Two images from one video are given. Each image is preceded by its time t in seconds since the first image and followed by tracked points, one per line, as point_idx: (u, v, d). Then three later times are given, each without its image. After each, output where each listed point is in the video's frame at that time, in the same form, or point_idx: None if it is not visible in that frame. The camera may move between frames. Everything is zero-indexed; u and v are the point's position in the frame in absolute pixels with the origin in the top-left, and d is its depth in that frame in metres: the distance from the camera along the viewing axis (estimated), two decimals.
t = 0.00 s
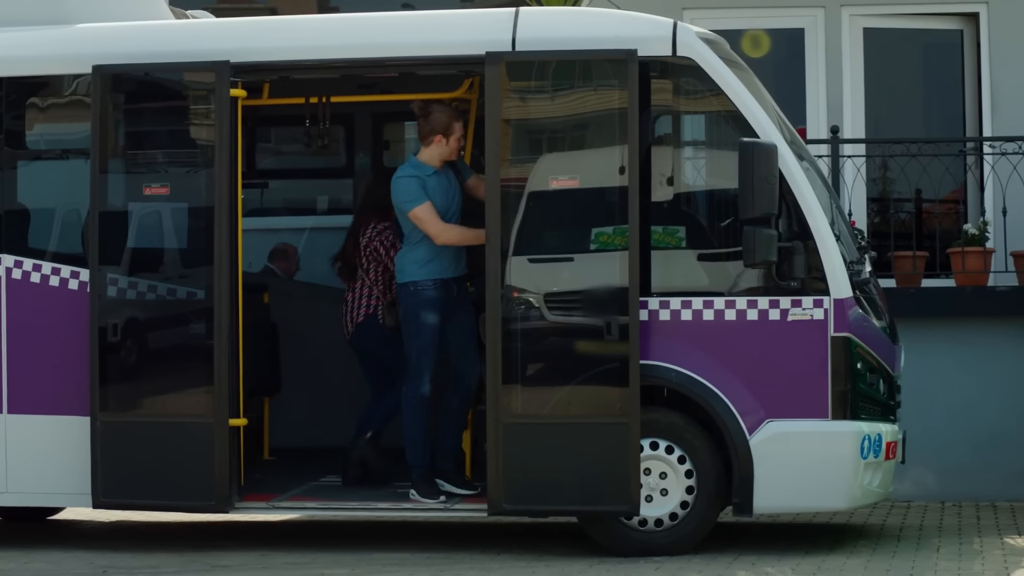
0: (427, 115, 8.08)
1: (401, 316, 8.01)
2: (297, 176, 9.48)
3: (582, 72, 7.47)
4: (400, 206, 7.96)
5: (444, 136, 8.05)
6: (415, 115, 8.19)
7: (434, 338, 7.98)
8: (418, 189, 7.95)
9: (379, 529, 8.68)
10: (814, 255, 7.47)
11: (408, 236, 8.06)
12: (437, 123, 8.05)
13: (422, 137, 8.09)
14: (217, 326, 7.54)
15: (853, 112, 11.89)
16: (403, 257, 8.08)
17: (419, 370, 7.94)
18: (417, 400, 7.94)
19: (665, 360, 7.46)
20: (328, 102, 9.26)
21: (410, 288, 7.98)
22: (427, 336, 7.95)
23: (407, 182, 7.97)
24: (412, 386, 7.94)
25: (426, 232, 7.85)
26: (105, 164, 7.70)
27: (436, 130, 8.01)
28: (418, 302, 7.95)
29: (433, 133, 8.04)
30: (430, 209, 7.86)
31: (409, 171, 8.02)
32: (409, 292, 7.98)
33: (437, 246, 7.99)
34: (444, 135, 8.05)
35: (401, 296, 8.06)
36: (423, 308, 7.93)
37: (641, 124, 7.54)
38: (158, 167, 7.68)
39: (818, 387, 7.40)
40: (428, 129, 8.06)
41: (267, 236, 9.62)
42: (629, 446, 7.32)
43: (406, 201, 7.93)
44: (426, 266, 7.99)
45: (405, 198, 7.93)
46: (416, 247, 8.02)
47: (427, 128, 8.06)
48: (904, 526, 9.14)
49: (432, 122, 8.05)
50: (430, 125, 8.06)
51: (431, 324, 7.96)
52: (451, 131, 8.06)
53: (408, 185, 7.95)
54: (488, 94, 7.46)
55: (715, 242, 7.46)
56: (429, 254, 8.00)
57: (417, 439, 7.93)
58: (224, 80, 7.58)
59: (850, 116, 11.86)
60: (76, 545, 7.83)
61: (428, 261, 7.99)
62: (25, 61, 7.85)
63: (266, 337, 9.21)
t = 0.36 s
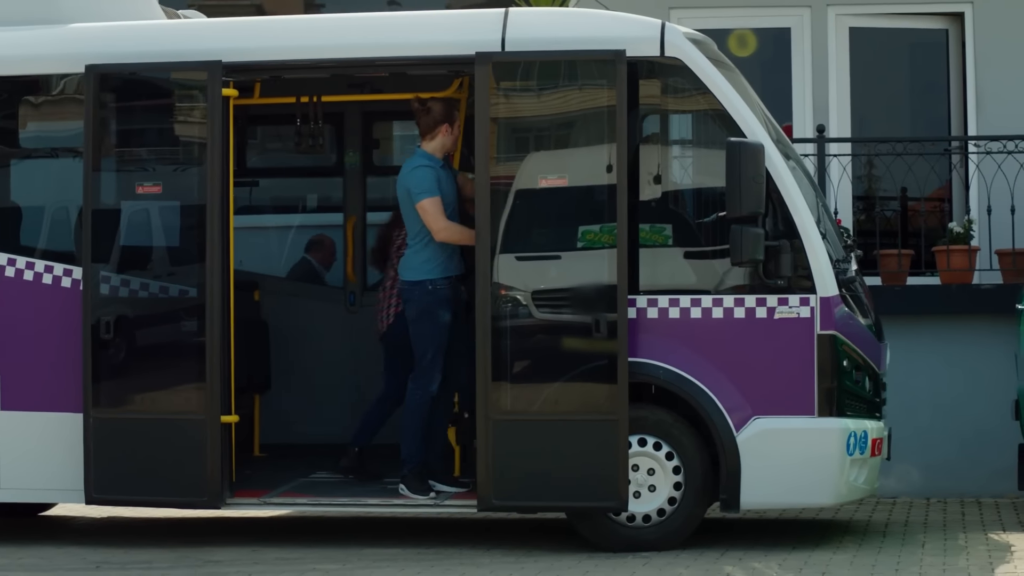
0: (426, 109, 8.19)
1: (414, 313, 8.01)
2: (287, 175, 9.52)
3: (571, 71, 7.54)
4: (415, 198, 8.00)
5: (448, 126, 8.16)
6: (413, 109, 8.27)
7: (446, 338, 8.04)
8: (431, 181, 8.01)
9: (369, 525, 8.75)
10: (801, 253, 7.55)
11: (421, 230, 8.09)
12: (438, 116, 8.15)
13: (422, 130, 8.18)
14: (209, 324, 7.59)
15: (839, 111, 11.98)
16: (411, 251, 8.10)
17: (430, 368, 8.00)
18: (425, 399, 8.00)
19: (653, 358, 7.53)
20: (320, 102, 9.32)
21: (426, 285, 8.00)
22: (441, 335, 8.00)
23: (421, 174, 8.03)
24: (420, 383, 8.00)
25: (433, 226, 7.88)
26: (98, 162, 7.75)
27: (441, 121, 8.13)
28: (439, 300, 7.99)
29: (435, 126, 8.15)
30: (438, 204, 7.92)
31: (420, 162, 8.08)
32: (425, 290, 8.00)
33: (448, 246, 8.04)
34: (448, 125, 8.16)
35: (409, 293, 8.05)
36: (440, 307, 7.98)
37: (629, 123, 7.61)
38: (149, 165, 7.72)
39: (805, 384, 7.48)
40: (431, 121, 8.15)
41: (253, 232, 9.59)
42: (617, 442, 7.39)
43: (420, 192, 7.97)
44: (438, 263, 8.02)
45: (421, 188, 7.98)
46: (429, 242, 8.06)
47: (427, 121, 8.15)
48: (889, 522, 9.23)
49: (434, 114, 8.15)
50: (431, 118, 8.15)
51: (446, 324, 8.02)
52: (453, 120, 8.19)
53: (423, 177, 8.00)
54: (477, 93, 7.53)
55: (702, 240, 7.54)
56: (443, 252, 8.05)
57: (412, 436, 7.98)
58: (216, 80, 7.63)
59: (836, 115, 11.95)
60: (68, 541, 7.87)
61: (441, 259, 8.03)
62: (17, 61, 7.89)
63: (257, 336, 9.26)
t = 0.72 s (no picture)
0: (425, 112, 8.29)
1: (418, 313, 8.08)
2: (287, 175, 9.58)
3: (569, 73, 7.60)
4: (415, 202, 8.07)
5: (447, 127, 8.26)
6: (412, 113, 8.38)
7: (449, 336, 8.12)
8: (431, 185, 8.08)
9: (368, 523, 8.82)
10: (796, 253, 7.62)
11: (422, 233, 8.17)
12: (436, 118, 8.24)
13: (421, 133, 8.27)
14: (211, 324, 7.65)
15: (834, 112, 12.05)
16: (412, 253, 8.18)
17: (433, 367, 8.07)
18: (427, 398, 8.09)
19: (650, 357, 7.61)
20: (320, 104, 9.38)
21: (430, 285, 8.07)
22: (444, 334, 8.08)
23: (421, 177, 8.10)
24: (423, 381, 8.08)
25: (433, 231, 7.95)
26: (100, 162, 7.81)
27: (440, 122, 8.22)
28: (444, 300, 8.08)
29: (434, 128, 8.24)
30: (437, 209, 7.99)
31: (420, 166, 8.15)
32: (429, 290, 8.07)
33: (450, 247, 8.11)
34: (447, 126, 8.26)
35: (413, 292, 8.12)
36: (444, 307, 8.07)
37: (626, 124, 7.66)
38: (151, 166, 7.78)
39: (800, 383, 7.56)
40: (430, 124, 8.25)
41: (252, 231, 9.64)
42: (614, 440, 7.46)
43: (420, 196, 8.04)
44: (441, 264, 8.10)
45: (421, 193, 8.05)
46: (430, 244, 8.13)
47: (426, 124, 8.25)
48: (884, 520, 9.31)
49: (433, 116, 8.25)
50: (430, 120, 8.25)
51: (449, 323, 8.10)
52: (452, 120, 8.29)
53: (423, 181, 8.08)
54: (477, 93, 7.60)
55: (698, 239, 7.61)
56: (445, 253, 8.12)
57: (413, 434, 8.05)
58: (218, 81, 7.70)
59: (830, 115, 12.02)
60: (71, 538, 7.94)
61: (444, 259, 8.11)
62: (19, 62, 7.95)
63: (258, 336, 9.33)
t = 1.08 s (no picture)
0: (431, 114, 8.36)
1: (420, 312, 8.15)
2: (293, 176, 9.66)
3: (574, 77, 7.68)
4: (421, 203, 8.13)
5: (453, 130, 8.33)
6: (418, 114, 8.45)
7: (450, 336, 8.19)
8: (436, 186, 8.14)
9: (373, 522, 8.89)
10: (798, 254, 7.69)
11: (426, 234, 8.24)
12: (442, 121, 8.31)
13: (428, 135, 8.34)
14: (218, 324, 7.73)
15: (835, 115, 12.12)
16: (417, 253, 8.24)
17: (434, 367, 8.13)
18: (427, 396, 8.14)
19: (653, 358, 7.68)
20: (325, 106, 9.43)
21: (433, 285, 8.14)
22: (446, 333, 8.15)
23: (426, 178, 8.16)
24: (424, 380, 8.14)
25: (438, 233, 8.02)
26: (109, 164, 7.88)
27: (446, 125, 8.30)
28: (444, 300, 8.14)
29: (441, 130, 8.32)
30: (442, 211, 8.06)
31: (426, 167, 8.21)
32: (432, 290, 8.14)
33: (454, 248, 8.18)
34: (453, 128, 8.33)
35: (415, 292, 8.18)
36: (446, 307, 8.14)
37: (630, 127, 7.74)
38: (158, 170, 7.86)
39: (802, 383, 7.63)
40: (437, 126, 8.31)
41: (257, 233, 9.69)
42: (618, 440, 7.53)
43: (425, 197, 8.11)
44: (445, 265, 8.17)
45: (426, 195, 8.10)
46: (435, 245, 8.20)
47: (432, 126, 8.32)
48: (885, 519, 9.39)
49: (439, 118, 8.31)
50: (436, 122, 8.32)
51: (451, 323, 8.17)
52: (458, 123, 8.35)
53: (428, 183, 8.14)
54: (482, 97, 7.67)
55: (701, 241, 7.68)
56: (449, 254, 8.19)
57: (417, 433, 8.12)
58: (225, 84, 7.75)
59: (831, 117, 12.09)
60: (80, 537, 8.01)
61: (448, 260, 8.18)
62: (29, 66, 8.03)
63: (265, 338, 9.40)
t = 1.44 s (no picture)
0: (442, 116, 8.45)
1: (425, 313, 8.22)
2: (299, 177, 9.73)
3: (578, 79, 7.75)
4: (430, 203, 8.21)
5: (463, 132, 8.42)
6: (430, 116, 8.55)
7: (455, 337, 8.27)
8: (445, 186, 8.21)
9: (379, 520, 8.96)
10: (800, 254, 7.76)
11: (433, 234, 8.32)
12: (453, 122, 8.41)
13: (438, 136, 8.44)
14: (225, 324, 7.80)
15: (836, 116, 12.20)
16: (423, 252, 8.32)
17: (440, 367, 8.20)
18: (432, 396, 8.22)
19: (656, 358, 7.74)
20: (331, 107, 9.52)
21: (439, 286, 8.22)
22: (451, 334, 8.22)
23: (436, 179, 8.23)
24: (429, 380, 8.21)
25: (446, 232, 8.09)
26: (117, 165, 7.94)
27: (456, 127, 8.39)
28: (449, 301, 8.22)
29: (451, 131, 8.41)
30: (450, 210, 8.13)
31: (435, 168, 8.29)
32: (437, 291, 8.21)
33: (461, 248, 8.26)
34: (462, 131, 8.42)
35: (420, 293, 8.25)
36: (451, 308, 8.22)
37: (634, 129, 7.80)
38: (166, 172, 7.93)
39: (804, 382, 7.70)
40: (447, 127, 8.41)
41: (262, 233, 9.76)
42: (622, 439, 7.60)
43: (434, 197, 8.18)
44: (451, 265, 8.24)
45: (434, 194, 8.18)
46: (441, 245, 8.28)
47: (442, 127, 8.41)
48: (886, 518, 9.46)
49: (450, 120, 8.41)
50: (446, 124, 8.41)
51: (455, 323, 8.25)
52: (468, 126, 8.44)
53: (438, 183, 8.22)
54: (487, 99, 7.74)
55: (704, 242, 7.76)
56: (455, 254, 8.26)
57: (421, 433, 8.20)
58: (232, 86, 7.84)
59: (833, 119, 12.17)
60: (88, 535, 8.08)
61: (454, 261, 8.25)
62: (38, 69, 8.11)
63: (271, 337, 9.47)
